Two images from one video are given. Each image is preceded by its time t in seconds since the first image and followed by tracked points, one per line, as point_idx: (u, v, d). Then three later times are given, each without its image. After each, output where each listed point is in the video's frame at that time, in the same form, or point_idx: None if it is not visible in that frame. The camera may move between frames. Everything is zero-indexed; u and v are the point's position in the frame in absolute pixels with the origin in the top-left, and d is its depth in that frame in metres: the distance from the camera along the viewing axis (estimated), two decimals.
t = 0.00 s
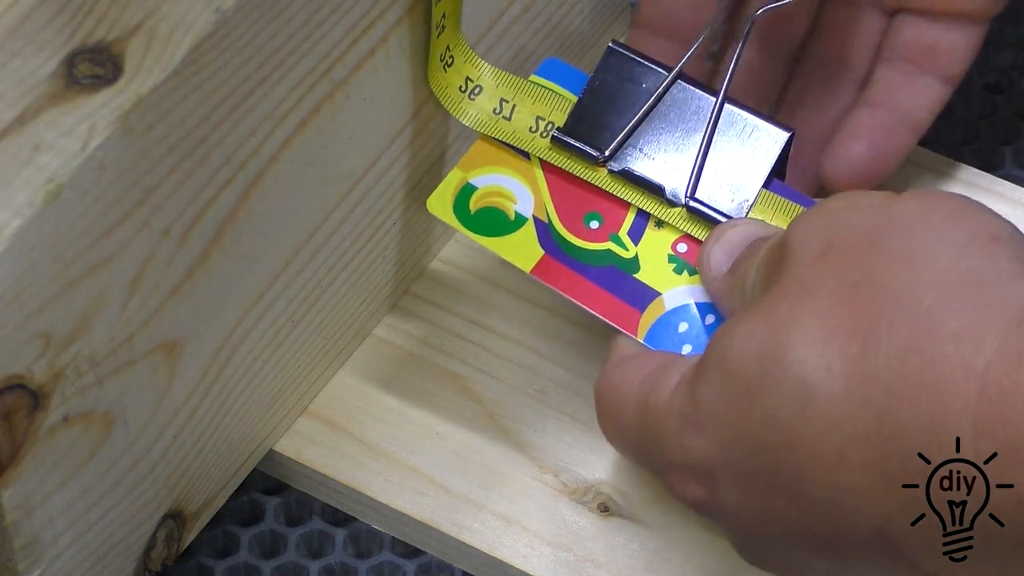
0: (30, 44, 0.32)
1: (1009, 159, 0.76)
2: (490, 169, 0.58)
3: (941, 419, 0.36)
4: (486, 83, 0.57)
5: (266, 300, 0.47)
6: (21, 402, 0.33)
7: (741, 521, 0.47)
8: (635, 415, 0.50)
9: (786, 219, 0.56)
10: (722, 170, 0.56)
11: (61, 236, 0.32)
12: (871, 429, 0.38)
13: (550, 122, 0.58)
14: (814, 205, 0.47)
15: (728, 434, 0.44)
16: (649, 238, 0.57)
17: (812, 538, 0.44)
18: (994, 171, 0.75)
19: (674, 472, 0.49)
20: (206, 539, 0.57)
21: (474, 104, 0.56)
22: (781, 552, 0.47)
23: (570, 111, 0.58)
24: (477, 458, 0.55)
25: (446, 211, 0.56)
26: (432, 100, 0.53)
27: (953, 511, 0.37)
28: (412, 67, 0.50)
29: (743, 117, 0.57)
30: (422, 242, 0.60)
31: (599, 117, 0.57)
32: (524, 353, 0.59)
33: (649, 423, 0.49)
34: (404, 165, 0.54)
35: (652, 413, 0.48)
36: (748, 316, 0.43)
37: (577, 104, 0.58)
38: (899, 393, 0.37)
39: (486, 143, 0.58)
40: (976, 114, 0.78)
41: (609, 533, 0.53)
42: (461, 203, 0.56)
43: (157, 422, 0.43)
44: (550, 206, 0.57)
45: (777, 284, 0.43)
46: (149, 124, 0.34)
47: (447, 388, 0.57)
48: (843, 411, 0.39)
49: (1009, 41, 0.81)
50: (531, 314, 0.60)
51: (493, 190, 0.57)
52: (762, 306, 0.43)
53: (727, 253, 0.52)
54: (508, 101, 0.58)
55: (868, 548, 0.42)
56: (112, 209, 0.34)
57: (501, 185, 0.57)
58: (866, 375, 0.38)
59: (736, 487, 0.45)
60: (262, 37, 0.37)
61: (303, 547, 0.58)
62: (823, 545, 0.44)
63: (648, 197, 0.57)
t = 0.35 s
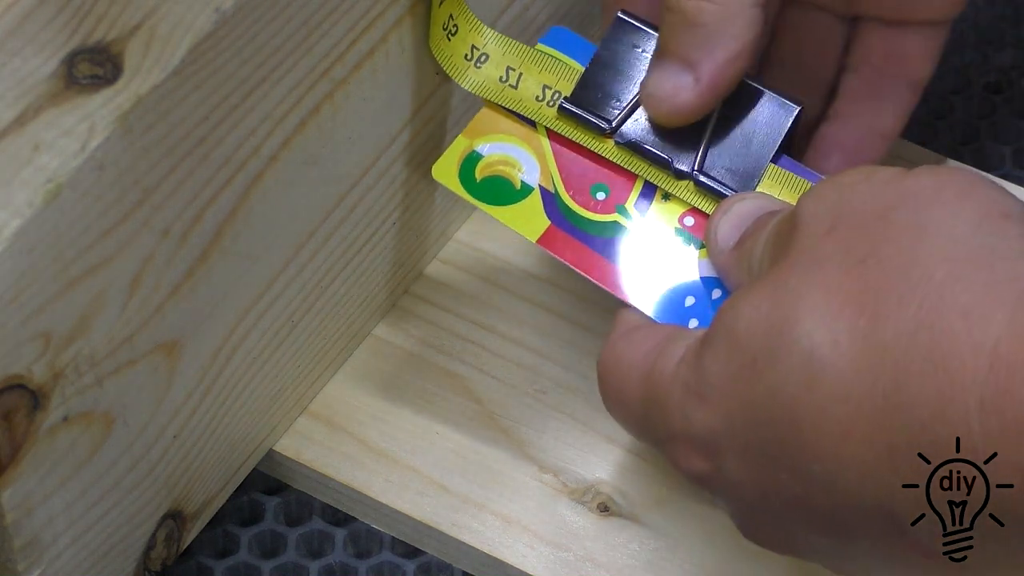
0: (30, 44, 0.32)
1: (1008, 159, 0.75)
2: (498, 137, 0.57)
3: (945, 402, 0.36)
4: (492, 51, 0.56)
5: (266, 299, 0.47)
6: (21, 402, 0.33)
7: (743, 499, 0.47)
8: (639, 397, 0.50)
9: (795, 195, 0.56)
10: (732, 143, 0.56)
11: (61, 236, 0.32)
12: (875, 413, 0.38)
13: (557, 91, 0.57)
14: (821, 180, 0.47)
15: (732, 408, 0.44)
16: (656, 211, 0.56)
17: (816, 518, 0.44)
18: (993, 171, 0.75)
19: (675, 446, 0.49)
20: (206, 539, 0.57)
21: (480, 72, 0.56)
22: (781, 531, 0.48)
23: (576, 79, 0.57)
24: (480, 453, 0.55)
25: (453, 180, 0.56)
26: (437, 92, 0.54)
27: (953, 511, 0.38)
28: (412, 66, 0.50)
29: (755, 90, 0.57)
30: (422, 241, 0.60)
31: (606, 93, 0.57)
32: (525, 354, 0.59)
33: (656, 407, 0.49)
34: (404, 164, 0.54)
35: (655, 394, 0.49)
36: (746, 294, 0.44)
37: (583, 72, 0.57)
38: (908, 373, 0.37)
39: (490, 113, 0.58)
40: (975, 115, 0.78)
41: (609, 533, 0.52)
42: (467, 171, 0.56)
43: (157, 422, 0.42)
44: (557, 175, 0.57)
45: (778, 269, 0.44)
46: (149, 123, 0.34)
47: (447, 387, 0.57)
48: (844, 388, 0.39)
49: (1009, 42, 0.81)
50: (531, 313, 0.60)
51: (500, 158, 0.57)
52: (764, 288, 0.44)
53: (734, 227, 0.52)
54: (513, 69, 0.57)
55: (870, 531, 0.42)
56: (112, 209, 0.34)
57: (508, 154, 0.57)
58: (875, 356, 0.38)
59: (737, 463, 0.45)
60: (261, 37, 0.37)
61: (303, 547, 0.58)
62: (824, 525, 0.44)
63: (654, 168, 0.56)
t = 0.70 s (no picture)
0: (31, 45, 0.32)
1: (1008, 159, 0.75)
2: (505, 103, 0.56)
3: (960, 397, 0.36)
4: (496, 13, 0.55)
5: (266, 299, 0.47)
6: (21, 402, 0.33)
7: (748, 479, 0.47)
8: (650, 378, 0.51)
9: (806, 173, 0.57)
10: (740, 113, 0.56)
11: (61, 236, 0.32)
12: (880, 413, 0.39)
13: (564, 56, 0.56)
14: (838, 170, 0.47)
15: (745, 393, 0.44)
16: (665, 182, 0.56)
17: (820, 500, 0.44)
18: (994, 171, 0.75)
19: (687, 429, 0.49)
20: (206, 539, 0.57)
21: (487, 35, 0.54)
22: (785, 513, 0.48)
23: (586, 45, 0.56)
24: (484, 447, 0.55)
25: (461, 147, 0.55)
26: (437, 92, 0.54)
27: (953, 511, 0.40)
28: (413, 66, 0.50)
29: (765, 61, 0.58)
30: (422, 240, 0.60)
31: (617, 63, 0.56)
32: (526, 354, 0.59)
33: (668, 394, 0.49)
34: (404, 164, 0.54)
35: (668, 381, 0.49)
36: (765, 285, 0.44)
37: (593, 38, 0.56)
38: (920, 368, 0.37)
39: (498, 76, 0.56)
40: (974, 115, 0.78)
41: (609, 533, 0.52)
42: (476, 139, 0.55)
43: (157, 422, 0.42)
44: (566, 144, 0.56)
45: (781, 269, 0.44)
46: (149, 124, 0.34)
47: (447, 387, 0.57)
48: (856, 378, 0.39)
49: (1009, 42, 0.82)
50: (531, 314, 0.60)
51: (508, 126, 0.56)
52: (778, 274, 0.44)
53: (745, 201, 0.52)
54: (521, 33, 0.56)
55: (876, 513, 0.42)
56: (112, 210, 0.34)
57: (516, 121, 0.56)
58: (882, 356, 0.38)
59: (744, 443, 0.46)
60: (262, 37, 0.37)
61: (303, 547, 0.58)
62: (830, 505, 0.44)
63: (663, 137, 0.56)
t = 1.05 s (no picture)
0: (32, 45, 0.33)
1: (1008, 159, 0.75)
2: (507, 160, 0.59)
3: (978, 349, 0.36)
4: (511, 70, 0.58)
5: (267, 299, 0.47)
6: (21, 402, 0.33)
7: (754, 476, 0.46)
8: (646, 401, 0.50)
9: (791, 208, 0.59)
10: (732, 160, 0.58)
11: (61, 235, 0.32)
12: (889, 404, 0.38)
13: (566, 114, 0.59)
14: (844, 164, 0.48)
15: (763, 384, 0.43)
16: (662, 230, 0.58)
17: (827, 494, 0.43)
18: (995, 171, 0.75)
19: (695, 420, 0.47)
20: (206, 538, 0.57)
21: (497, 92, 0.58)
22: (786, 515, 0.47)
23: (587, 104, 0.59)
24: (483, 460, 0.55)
25: (464, 196, 0.57)
26: (442, 88, 0.54)
27: (954, 511, 0.41)
28: (413, 66, 0.50)
29: (753, 105, 0.59)
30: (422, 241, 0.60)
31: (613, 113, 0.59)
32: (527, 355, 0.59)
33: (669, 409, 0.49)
34: (404, 165, 0.54)
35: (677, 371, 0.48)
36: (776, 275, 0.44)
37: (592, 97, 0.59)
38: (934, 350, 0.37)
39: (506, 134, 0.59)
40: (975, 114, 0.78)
41: (609, 533, 0.52)
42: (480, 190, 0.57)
43: (157, 422, 0.42)
44: (566, 197, 0.58)
45: (783, 266, 0.44)
46: (149, 123, 0.34)
47: (447, 387, 0.57)
48: (870, 360, 0.38)
49: (1009, 41, 0.82)
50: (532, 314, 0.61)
51: (510, 180, 0.58)
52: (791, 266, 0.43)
53: (742, 236, 0.54)
54: (528, 91, 0.59)
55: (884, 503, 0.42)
56: (112, 210, 0.34)
57: (517, 175, 0.58)
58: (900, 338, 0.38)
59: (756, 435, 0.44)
60: (262, 37, 0.37)
61: (303, 546, 0.58)
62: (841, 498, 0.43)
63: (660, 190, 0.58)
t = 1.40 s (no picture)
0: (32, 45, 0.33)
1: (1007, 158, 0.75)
2: (485, 231, 0.60)
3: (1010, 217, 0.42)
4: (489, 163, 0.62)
5: (267, 298, 0.47)
6: (21, 402, 0.33)
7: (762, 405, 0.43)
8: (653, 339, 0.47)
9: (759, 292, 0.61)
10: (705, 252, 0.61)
11: (61, 236, 0.32)
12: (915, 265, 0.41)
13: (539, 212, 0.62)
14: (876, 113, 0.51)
15: (801, 273, 0.42)
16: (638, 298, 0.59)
17: (844, 406, 0.42)
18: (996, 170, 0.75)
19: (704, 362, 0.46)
20: (206, 538, 0.57)
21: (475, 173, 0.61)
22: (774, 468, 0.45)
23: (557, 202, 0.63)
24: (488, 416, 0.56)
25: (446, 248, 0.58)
26: (442, 89, 0.54)
27: (953, 511, 0.45)
28: (413, 66, 0.50)
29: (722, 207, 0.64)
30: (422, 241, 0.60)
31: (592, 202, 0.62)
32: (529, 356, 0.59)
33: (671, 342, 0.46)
34: (405, 166, 0.54)
35: (693, 282, 0.46)
36: (788, 205, 0.45)
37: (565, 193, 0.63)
38: (990, 257, 0.41)
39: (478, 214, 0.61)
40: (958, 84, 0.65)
41: (609, 534, 0.52)
42: (460, 247, 0.58)
43: (157, 422, 0.42)
44: (543, 261, 0.59)
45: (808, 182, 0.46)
46: (149, 124, 0.34)
47: (447, 387, 0.57)
48: (914, 256, 0.42)
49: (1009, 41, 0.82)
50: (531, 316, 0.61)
51: (489, 244, 0.59)
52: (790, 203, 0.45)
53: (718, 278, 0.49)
54: (501, 184, 0.63)
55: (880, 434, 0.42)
56: (112, 210, 0.34)
57: (496, 243, 0.60)
58: (944, 214, 0.42)
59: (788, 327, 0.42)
60: (263, 36, 0.38)
61: (303, 547, 0.58)
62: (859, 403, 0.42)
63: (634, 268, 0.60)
